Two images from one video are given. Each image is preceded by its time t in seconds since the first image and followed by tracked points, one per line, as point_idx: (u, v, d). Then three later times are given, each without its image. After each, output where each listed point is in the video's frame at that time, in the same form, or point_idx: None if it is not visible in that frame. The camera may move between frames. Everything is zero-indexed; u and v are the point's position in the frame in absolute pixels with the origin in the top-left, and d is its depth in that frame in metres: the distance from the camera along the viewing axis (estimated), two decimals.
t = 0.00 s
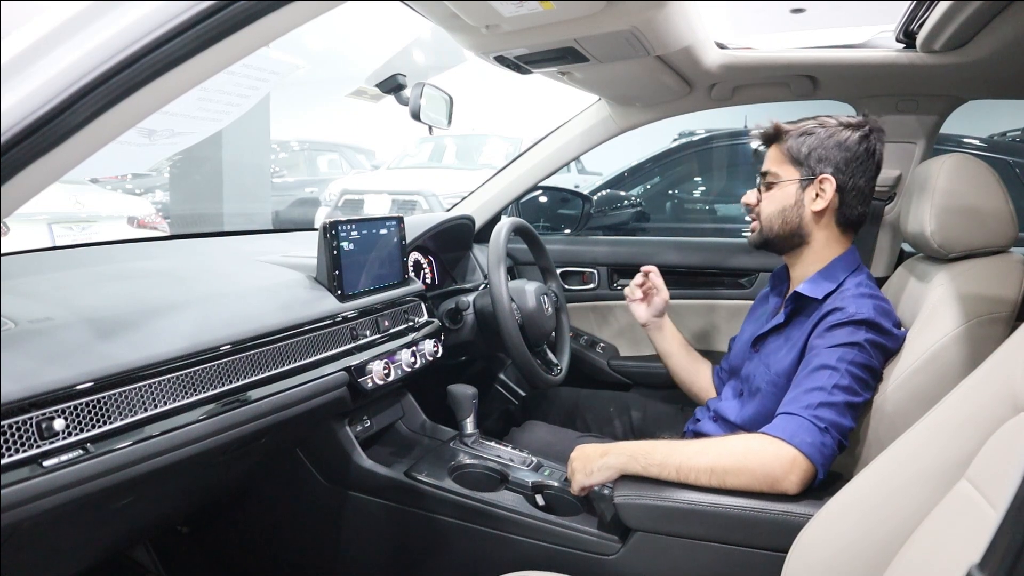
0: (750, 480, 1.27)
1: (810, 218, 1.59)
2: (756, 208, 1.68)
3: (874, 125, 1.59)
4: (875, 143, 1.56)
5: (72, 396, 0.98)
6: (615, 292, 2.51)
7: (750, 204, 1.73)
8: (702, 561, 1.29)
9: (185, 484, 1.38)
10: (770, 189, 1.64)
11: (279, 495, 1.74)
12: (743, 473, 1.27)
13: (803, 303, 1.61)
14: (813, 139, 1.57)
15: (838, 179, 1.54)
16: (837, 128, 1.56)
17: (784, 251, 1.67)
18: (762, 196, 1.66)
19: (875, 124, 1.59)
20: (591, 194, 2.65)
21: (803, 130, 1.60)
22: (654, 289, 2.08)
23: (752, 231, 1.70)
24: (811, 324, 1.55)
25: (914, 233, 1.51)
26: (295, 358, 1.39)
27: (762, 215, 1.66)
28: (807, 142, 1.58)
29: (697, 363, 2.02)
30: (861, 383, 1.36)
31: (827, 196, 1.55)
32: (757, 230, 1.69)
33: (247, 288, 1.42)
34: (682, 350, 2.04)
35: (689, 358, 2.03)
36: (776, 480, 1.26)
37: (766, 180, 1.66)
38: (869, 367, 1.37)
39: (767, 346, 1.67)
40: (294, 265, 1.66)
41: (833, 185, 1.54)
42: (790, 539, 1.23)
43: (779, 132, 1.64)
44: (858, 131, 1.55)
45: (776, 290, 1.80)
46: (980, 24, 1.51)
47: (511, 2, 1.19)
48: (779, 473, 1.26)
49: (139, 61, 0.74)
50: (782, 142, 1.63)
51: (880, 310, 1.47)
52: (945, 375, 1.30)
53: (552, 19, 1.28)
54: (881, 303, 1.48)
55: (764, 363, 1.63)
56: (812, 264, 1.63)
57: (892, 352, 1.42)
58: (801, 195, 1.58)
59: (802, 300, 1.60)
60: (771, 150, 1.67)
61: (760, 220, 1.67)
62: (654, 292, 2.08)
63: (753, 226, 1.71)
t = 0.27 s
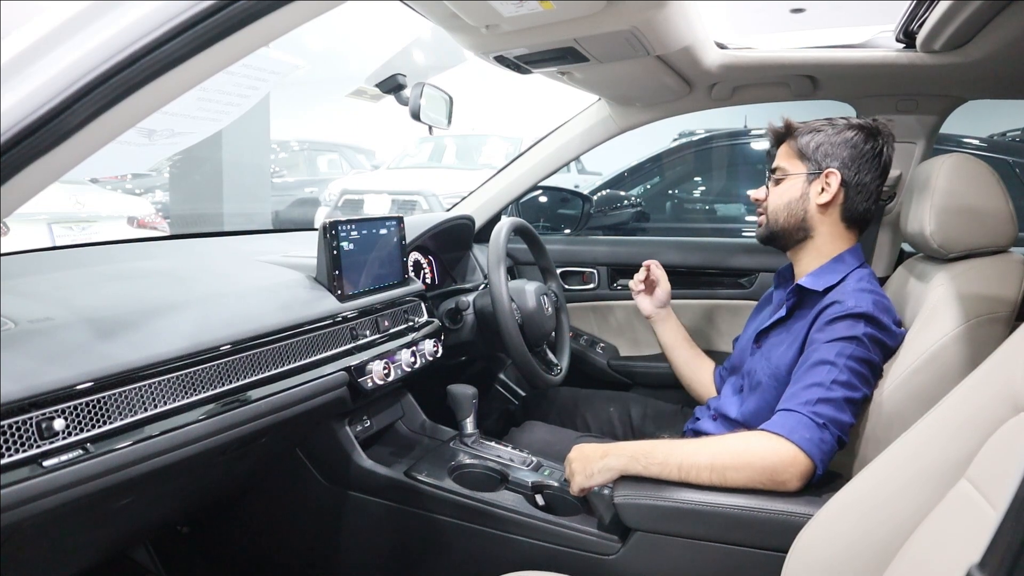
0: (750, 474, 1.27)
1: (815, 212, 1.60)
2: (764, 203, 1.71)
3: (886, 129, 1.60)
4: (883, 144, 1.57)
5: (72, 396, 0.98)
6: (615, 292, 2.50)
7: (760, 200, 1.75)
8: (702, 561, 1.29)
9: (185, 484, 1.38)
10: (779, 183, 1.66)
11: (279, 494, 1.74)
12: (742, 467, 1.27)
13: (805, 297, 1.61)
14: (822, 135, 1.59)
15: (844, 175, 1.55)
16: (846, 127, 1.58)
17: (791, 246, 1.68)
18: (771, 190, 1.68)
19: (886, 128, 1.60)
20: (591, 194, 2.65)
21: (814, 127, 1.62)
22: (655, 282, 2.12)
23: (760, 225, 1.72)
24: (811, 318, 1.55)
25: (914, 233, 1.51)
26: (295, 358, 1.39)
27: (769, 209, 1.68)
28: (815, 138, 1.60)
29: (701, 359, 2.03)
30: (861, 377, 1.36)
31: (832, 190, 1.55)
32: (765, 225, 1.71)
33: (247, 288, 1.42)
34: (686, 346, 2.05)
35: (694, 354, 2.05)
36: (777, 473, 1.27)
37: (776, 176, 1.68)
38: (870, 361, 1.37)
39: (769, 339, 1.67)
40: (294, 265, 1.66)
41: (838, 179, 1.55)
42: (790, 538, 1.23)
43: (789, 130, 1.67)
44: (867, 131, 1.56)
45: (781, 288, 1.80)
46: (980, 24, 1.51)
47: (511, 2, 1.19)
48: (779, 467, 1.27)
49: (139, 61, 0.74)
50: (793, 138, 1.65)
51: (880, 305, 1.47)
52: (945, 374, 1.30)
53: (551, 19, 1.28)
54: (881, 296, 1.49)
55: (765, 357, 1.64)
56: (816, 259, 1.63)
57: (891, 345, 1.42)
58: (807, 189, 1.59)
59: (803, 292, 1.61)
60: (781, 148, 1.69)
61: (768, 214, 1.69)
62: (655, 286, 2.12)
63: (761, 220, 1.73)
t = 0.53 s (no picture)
0: (752, 465, 1.28)
1: (818, 211, 1.60)
2: (766, 204, 1.71)
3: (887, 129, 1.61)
4: (884, 144, 1.58)
5: (72, 396, 0.98)
6: (614, 292, 2.50)
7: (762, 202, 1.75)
8: (702, 561, 1.29)
9: (185, 484, 1.38)
10: (781, 184, 1.66)
11: (279, 495, 1.74)
12: (743, 458, 1.28)
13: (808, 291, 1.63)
14: (823, 136, 1.60)
15: (846, 173, 1.56)
16: (846, 127, 1.59)
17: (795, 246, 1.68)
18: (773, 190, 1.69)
19: (887, 128, 1.61)
20: (591, 194, 2.65)
21: (815, 128, 1.63)
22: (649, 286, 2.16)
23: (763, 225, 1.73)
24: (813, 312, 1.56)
25: (914, 233, 1.51)
26: (295, 358, 1.39)
27: (772, 209, 1.68)
28: (815, 138, 1.61)
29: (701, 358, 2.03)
30: (861, 369, 1.37)
31: (834, 188, 1.56)
32: (768, 225, 1.71)
33: (247, 288, 1.42)
34: (686, 345, 2.05)
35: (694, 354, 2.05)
36: (778, 463, 1.28)
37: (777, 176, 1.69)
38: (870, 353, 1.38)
39: (771, 335, 1.68)
40: (294, 265, 1.66)
41: (840, 178, 1.55)
42: (790, 538, 1.23)
43: (790, 131, 1.68)
44: (868, 131, 1.57)
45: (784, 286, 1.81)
46: (980, 24, 1.51)
47: (511, 2, 1.19)
48: (780, 457, 1.27)
49: (139, 61, 0.74)
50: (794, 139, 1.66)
51: (880, 299, 1.48)
52: (945, 374, 1.30)
53: (551, 19, 1.28)
54: (881, 292, 1.49)
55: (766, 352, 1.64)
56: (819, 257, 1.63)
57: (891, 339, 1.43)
58: (809, 188, 1.60)
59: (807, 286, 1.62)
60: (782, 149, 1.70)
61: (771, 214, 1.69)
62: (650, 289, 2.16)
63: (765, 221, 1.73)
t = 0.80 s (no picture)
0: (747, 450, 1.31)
1: (822, 211, 1.60)
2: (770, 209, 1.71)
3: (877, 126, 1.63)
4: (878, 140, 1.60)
5: (72, 396, 0.98)
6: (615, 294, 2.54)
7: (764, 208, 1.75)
8: (702, 561, 1.29)
9: (185, 484, 1.38)
10: (782, 188, 1.67)
11: (279, 494, 1.74)
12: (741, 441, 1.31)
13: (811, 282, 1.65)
14: (818, 137, 1.61)
15: (846, 171, 1.56)
16: (840, 127, 1.60)
17: (802, 247, 1.67)
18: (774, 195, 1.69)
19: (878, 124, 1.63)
20: (591, 194, 2.65)
21: (809, 130, 1.64)
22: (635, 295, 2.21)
23: (767, 231, 1.72)
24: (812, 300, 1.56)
25: (914, 232, 1.51)
26: (295, 358, 1.39)
27: (775, 213, 1.68)
28: (811, 139, 1.62)
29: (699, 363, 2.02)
30: (862, 358, 1.37)
31: (836, 187, 1.56)
32: (774, 229, 1.71)
33: (247, 288, 1.42)
34: (683, 348, 2.05)
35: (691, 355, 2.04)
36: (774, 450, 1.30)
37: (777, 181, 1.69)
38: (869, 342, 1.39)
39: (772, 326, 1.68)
40: (294, 265, 1.66)
41: (841, 176, 1.56)
42: (790, 538, 1.23)
43: (785, 136, 1.69)
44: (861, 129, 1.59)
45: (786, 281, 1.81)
46: (980, 24, 1.51)
47: (511, 3, 1.19)
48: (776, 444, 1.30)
49: (139, 61, 0.74)
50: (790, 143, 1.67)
51: (880, 290, 1.48)
52: (945, 374, 1.30)
53: (551, 19, 1.28)
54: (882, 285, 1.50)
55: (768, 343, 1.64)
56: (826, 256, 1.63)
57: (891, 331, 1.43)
58: (811, 189, 1.60)
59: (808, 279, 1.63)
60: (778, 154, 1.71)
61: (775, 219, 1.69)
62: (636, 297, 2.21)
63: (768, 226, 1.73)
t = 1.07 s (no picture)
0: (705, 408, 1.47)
1: (825, 213, 1.62)
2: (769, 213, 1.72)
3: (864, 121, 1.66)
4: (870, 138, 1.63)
5: (72, 396, 0.98)
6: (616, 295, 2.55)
7: (760, 211, 1.76)
8: (702, 561, 1.29)
9: (185, 484, 1.38)
10: (781, 192, 1.67)
11: (279, 494, 1.74)
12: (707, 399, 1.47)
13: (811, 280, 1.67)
14: (815, 140, 1.62)
15: (847, 173, 1.58)
16: (834, 129, 1.61)
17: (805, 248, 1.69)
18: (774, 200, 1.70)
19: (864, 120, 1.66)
20: (591, 194, 2.65)
21: (804, 133, 1.65)
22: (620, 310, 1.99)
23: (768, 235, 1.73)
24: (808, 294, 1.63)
25: (913, 233, 1.51)
26: (295, 358, 1.39)
27: (777, 218, 1.69)
28: (808, 143, 1.62)
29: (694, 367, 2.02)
30: (833, 359, 1.46)
31: (838, 190, 1.58)
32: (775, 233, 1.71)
33: (248, 288, 1.42)
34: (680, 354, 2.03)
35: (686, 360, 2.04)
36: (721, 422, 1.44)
37: (774, 185, 1.70)
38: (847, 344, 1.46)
39: (773, 322, 1.72)
40: (294, 265, 1.66)
41: (843, 179, 1.58)
42: (790, 538, 1.23)
43: (779, 140, 1.69)
44: (853, 129, 1.61)
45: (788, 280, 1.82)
46: (980, 24, 1.51)
47: (511, 2, 1.19)
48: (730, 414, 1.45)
49: (139, 61, 0.74)
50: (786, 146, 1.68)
51: (879, 290, 1.52)
52: (945, 374, 1.30)
53: (551, 19, 1.28)
54: (883, 284, 1.53)
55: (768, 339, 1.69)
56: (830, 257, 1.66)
57: (884, 333, 1.48)
58: (813, 193, 1.62)
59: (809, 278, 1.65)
60: (773, 158, 1.71)
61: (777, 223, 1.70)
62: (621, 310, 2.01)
63: (768, 230, 1.74)
